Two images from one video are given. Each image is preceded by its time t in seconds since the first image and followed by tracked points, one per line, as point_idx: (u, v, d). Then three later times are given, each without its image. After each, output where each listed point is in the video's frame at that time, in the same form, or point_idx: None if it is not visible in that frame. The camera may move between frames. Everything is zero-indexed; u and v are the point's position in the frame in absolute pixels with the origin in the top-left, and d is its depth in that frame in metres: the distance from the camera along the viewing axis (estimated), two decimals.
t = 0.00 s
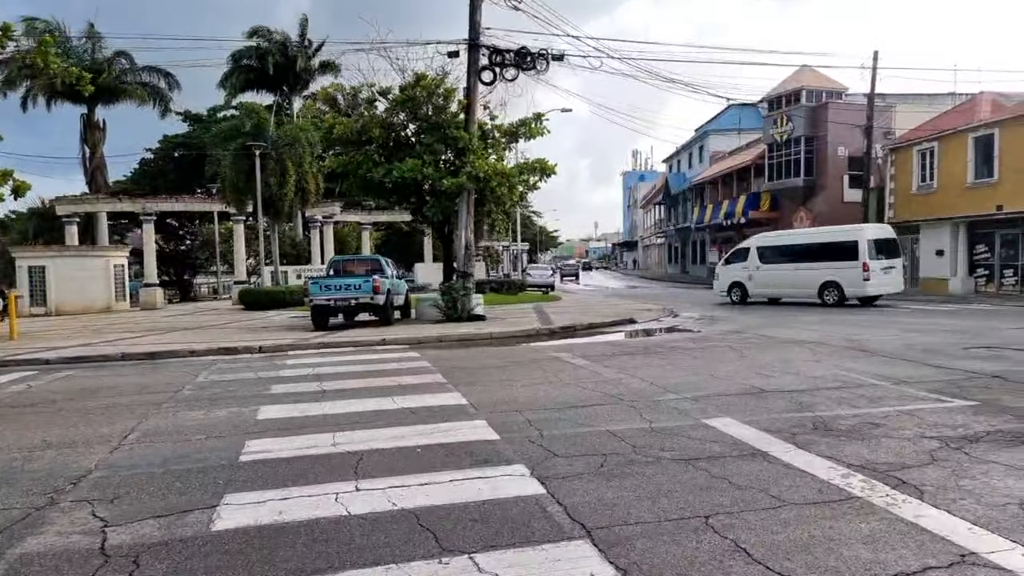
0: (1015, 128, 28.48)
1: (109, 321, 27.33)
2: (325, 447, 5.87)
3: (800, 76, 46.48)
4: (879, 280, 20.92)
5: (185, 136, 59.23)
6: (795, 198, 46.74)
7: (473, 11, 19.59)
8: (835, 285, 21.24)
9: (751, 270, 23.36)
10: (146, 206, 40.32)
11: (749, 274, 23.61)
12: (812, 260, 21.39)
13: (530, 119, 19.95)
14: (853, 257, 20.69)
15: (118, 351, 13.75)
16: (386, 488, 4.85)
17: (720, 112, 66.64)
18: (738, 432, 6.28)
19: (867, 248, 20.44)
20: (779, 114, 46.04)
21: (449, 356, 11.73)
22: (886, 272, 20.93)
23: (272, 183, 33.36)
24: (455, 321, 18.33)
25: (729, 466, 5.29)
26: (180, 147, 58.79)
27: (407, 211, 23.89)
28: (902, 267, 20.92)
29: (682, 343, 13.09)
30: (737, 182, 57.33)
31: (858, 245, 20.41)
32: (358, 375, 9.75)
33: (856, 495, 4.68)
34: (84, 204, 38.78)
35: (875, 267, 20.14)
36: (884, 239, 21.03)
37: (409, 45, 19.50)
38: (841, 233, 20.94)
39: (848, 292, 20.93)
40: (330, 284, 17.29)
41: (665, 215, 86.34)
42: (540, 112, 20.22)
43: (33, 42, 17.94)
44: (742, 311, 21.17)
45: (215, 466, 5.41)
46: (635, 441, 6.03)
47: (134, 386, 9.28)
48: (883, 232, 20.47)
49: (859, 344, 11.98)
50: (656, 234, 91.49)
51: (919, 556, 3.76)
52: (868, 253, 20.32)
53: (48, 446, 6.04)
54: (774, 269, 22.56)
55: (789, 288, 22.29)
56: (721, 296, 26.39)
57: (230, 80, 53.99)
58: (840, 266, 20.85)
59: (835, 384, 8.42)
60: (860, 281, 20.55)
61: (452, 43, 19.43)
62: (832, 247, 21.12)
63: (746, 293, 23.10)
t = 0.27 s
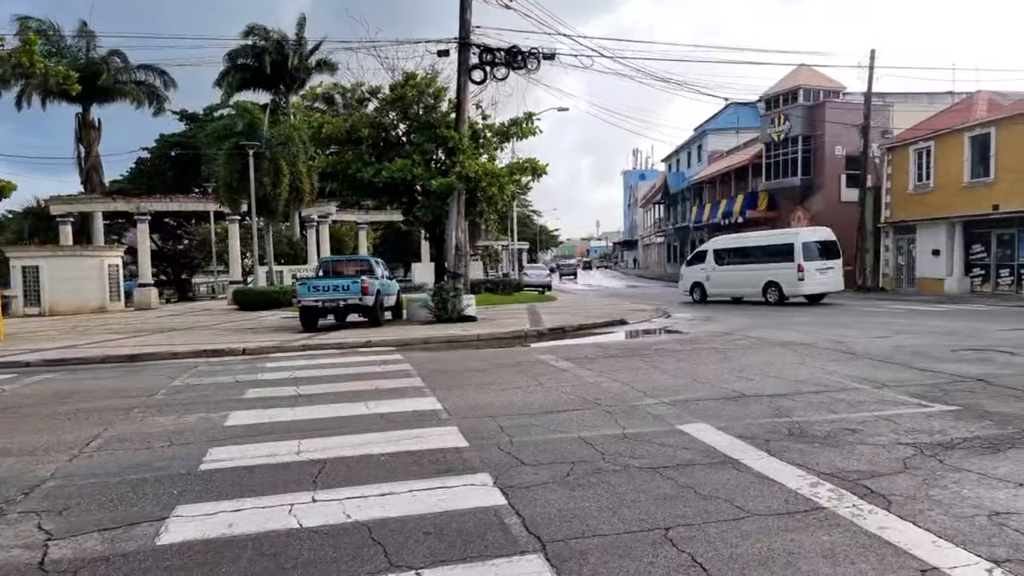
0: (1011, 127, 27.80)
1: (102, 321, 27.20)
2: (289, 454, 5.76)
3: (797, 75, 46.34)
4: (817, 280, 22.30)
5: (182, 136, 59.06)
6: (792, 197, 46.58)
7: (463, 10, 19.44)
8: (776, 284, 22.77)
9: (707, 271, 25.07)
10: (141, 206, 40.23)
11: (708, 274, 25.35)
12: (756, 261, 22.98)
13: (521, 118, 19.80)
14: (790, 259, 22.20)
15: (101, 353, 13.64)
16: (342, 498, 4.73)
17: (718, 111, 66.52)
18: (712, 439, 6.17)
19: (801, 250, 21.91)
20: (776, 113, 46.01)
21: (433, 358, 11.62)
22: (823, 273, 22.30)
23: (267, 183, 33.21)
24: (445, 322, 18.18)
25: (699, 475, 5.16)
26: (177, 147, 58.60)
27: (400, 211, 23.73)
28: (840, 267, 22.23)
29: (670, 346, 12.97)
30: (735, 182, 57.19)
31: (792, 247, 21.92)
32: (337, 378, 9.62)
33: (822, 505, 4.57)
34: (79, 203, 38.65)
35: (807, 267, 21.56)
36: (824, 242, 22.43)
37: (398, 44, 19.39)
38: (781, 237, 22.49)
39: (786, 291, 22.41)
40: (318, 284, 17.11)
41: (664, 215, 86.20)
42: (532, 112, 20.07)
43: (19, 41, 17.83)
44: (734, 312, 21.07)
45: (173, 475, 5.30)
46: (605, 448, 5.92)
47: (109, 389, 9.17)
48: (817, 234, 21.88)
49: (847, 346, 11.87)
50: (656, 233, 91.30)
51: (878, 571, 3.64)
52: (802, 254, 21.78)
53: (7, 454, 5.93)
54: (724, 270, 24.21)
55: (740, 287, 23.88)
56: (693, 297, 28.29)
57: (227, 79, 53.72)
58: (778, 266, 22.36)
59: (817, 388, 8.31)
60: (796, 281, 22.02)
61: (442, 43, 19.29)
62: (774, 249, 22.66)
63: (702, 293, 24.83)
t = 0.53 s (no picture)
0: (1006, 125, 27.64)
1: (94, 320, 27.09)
2: (248, 454, 5.61)
3: (793, 72, 46.12)
4: (764, 278, 23.56)
5: (178, 134, 58.85)
6: (789, 195, 46.43)
7: (452, 6, 19.23)
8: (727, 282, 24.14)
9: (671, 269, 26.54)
10: (135, 205, 40.12)
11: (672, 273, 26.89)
12: (709, 260, 24.37)
13: (511, 116, 19.54)
14: (738, 259, 23.56)
15: (83, 352, 13.50)
16: (295, 499, 4.59)
17: (716, 110, 66.43)
18: (683, 439, 6.03)
19: (746, 251, 23.24)
20: (772, 111, 45.89)
21: (414, 357, 11.49)
22: (770, 272, 23.51)
23: (260, 181, 33.09)
24: (436, 321, 18.09)
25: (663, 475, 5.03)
26: (174, 145, 58.43)
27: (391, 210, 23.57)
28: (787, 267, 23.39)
29: (656, 345, 12.85)
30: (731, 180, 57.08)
31: (738, 248, 23.27)
32: (314, 377, 9.47)
33: (784, 507, 4.45)
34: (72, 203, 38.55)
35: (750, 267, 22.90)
36: (773, 243, 23.63)
37: (387, 41, 19.11)
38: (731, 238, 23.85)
39: (734, 289, 23.78)
40: (304, 283, 16.93)
41: (662, 213, 86.08)
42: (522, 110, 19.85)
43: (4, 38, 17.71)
44: (726, 311, 20.92)
45: (126, 478, 5.15)
46: (572, 448, 5.79)
47: (81, 389, 9.03)
48: (763, 236, 23.12)
49: (833, 344, 11.77)
50: (654, 232, 91.15)
51: None
52: (746, 255, 23.10)
53: None
54: (684, 269, 25.68)
55: (699, 286, 25.33)
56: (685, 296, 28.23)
57: (223, 78, 53.47)
58: (726, 266, 23.77)
59: (797, 387, 8.19)
60: (741, 279, 23.38)
61: (431, 40, 19.09)
62: (726, 250, 24.01)
63: (666, 290, 26.39)
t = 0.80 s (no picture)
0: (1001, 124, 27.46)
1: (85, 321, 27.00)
2: (209, 459, 5.50)
3: (790, 71, 45.92)
4: (720, 279, 24.73)
5: (175, 134, 58.74)
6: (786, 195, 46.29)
7: (443, 5, 19.08)
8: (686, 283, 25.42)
9: (642, 270, 27.86)
10: (130, 204, 40.01)
11: (643, 274, 28.30)
12: (670, 262, 25.65)
13: (502, 116, 19.37)
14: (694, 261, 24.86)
15: (66, 353, 13.40)
16: (247, 507, 4.48)
17: (714, 110, 66.35)
18: (654, 444, 5.92)
19: (701, 253, 24.50)
20: (769, 110, 45.78)
21: (396, 358, 11.38)
22: (725, 272, 24.63)
23: (254, 181, 32.95)
24: (424, 321, 17.96)
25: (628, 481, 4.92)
26: (170, 145, 58.32)
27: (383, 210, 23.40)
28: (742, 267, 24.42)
29: (642, 346, 12.75)
30: (729, 180, 56.95)
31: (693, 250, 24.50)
32: (292, 379, 9.36)
33: (747, 516, 4.35)
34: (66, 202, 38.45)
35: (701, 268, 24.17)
36: (730, 244, 24.68)
37: (377, 40, 18.91)
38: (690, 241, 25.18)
39: (692, 289, 25.09)
40: (292, 284, 16.81)
41: (661, 213, 85.99)
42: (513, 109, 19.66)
43: None
44: (718, 312, 20.79)
45: (81, 485, 5.04)
46: (539, 453, 5.67)
47: (56, 392, 8.94)
48: (717, 239, 24.23)
49: (819, 346, 11.65)
50: (653, 232, 91.01)
51: None
52: (699, 257, 24.35)
53: None
54: (650, 269, 27.05)
55: (664, 286, 26.68)
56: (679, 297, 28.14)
57: (220, 77, 53.28)
58: (684, 268, 25.09)
59: (776, 391, 8.08)
60: (696, 280, 24.64)
61: (421, 39, 18.95)
62: (685, 252, 25.34)
63: (637, 289, 27.90)
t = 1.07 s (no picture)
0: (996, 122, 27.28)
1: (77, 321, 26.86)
2: (167, 462, 5.37)
3: (786, 70, 45.74)
4: (682, 278, 26.51)
5: (172, 134, 58.60)
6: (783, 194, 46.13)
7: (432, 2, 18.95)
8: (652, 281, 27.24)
9: (617, 270, 29.75)
10: (124, 204, 39.86)
11: (618, 273, 30.21)
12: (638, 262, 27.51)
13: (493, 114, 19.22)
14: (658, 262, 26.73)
15: (47, 353, 13.26)
16: (197, 511, 4.36)
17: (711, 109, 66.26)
18: (624, 445, 5.79)
19: (664, 254, 26.36)
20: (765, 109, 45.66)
21: (378, 358, 11.25)
22: (687, 272, 26.41)
23: (248, 181, 32.80)
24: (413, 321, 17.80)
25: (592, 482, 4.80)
26: (167, 145, 58.18)
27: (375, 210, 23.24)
28: (702, 267, 26.13)
29: (628, 346, 12.61)
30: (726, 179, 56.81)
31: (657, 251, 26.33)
32: (268, 380, 9.22)
33: (707, 520, 4.22)
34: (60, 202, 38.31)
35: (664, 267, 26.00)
36: (693, 246, 26.43)
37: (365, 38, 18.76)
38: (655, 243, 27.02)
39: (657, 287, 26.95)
40: (279, 283, 16.69)
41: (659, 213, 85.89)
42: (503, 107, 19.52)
43: None
44: (711, 311, 20.65)
45: (32, 489, 4.92)
46: (506, 455, 5.52)
47: (28, 393, 8.81)
48: (679, 241, 26.00)
49: (805, 346, 11.51)
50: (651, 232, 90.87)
51: None
52: (663, 256, 26.18)
53: None
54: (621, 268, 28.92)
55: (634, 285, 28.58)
56: (672, 296, 28.07)
57: (216, 76, 53.10)
58: (649, 268, 26.98)
59: (756, 391, 7.94)
60: (661, 279, 26.45)
61: (411, 36, 18.83)
62: (652, 253, 27.20)
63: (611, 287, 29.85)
